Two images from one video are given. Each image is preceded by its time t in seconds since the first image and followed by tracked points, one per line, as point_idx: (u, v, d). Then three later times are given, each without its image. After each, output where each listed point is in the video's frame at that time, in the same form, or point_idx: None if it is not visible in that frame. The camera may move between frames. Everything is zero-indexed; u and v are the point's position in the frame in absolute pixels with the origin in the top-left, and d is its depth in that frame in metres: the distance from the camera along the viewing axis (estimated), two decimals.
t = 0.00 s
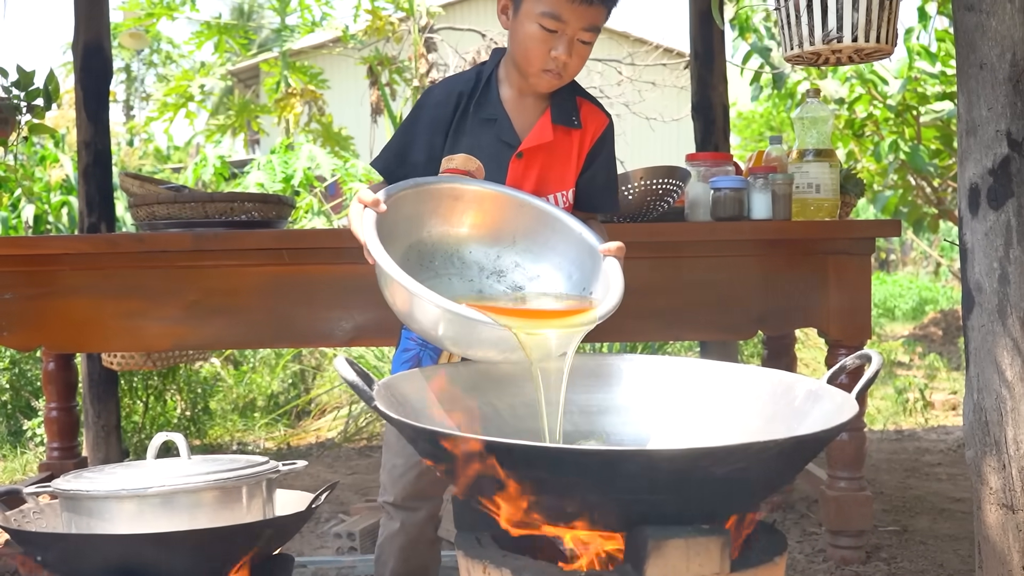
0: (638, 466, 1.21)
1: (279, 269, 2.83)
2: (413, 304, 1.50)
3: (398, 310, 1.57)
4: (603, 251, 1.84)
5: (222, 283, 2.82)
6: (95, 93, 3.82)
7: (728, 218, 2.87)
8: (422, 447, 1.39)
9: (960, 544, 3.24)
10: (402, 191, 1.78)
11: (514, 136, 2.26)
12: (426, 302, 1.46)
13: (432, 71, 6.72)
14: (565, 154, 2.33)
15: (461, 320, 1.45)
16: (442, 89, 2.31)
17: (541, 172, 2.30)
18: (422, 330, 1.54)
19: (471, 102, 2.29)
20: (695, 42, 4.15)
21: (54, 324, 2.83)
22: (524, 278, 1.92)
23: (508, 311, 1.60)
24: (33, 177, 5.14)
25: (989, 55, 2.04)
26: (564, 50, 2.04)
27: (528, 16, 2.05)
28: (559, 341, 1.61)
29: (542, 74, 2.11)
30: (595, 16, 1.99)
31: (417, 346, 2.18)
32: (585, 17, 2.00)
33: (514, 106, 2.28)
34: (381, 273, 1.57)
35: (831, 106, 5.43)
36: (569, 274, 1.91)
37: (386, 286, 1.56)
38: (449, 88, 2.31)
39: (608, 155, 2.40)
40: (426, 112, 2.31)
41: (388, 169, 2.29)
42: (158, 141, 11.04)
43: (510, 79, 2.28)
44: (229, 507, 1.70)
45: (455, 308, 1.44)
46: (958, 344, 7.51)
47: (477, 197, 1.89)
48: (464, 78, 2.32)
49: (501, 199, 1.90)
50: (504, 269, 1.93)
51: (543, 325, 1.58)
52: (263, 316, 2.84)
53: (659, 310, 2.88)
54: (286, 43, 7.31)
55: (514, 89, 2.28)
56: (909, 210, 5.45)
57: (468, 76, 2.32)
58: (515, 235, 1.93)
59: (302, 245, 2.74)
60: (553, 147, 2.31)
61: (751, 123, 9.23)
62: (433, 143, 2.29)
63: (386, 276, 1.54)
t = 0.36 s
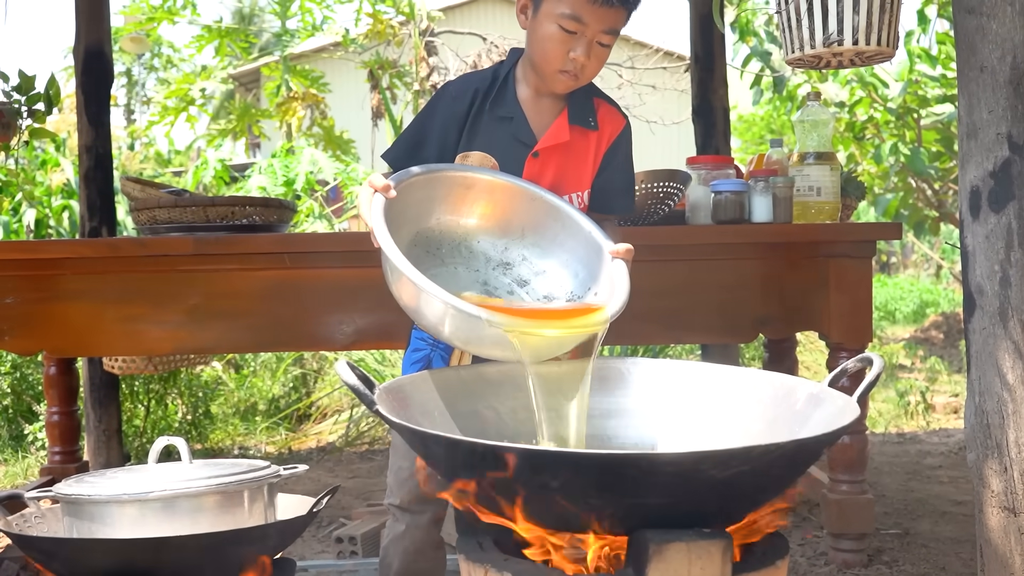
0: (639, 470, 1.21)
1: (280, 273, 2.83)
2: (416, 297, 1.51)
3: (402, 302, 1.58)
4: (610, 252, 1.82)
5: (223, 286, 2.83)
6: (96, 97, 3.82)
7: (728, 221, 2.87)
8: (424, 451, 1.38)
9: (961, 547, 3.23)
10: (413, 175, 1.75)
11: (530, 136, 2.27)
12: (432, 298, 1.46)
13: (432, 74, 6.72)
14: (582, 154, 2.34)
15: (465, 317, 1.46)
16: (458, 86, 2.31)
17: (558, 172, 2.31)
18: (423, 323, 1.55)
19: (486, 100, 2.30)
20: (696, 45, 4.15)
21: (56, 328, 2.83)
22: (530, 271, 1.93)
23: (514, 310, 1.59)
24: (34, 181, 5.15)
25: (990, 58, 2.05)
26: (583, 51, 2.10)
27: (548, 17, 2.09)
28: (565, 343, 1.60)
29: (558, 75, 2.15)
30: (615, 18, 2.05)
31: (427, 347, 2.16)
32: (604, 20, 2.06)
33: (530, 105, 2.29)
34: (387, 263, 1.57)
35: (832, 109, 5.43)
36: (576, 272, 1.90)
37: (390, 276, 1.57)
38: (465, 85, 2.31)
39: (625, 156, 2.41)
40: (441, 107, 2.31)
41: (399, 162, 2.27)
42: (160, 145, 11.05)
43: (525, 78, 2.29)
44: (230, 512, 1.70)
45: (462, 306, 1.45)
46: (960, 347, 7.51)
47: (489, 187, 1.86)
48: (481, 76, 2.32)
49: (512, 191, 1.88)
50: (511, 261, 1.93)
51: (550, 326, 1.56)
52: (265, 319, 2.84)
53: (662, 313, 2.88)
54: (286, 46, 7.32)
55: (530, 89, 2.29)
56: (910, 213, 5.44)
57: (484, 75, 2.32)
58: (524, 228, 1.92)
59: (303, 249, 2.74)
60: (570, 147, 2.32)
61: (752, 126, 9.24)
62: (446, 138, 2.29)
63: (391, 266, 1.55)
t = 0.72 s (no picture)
0: (639, 473, 1.21)
1: (281, 277, 2.83)
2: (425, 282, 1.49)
3: (411, 292, 1.56)
4: (622, 255, 1.81)
5: (224, 290, 2.83)
6: (96, 102, 3.82)
7: (728, 224, 2.87)
8: (424, 454, 1.38)
9: (962, 550, 3.23)
10: (431, 158, 1.75)
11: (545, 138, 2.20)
12: (443, 286, 1.44)
13: (432, 78, 6.73)
14: (596, 157, 2.26)
15: (473, 308, 1.43)
16: (472, 85, 2.23)
17: (571, 174, 2.24)
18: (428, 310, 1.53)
19: (501, 99, 2.22)
20: (695, 48, 4.16)
21: (56, 332, 2.84)
22: (537, 266, 1.92)
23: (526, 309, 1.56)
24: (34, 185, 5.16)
25: (989, 60, 2.05)
26: (599, 55, 1.99)
27: (565, 19, 1.98)
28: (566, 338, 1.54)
29: (574, 78, 2.04)
30: (633, 22, 1.94)
31: (438, 348, 2.07)
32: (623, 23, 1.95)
33: (544, 107, 2.22)
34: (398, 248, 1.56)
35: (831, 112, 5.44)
36: (583, 271, 1.89)
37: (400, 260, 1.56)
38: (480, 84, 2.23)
39: (640, 158, 2.34)
40: (453, 105, 2.22)
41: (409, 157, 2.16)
42: (160, 149, 11.06)
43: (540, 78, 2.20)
44: (231, 516, 1.70)
45: (472, 296, 1.42)
46: (960, 350, 7.51)
47: (503, 177, 1.86)
48: (496, 75, 2.24)
49: (525, 183, 1.88)
50: (518, 253, 1.92)
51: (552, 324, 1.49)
52: (265, 323, 2.84)
53: (661, 317, 2.89)
54: (287, 51, 7.34)
55: (545, 90, 2.21)
56: (910, 215, 5.45)
57: (498, 74, 2.24)
58: (533, 222, 1.92)
59: (303, 253, 2.74)
60: (584, 149, 2.24)
61: (752, 129, 9.26)
62: (458, 137, 2.21)
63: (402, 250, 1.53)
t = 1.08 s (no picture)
0: (638, 475, 1.21)
1: (280, 279, 2.83)
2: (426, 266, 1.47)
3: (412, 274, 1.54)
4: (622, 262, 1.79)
5: (223, 292, 2.83)
6: (95, 105, 3.82)
7: (728, 226, 2.87)
8: (424, 457, 1.38)
9: (962, 552, 3.23)
10: (451, 134, 1.71)
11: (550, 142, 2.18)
12: (449, 274, 1.42)
13: (432, 80, 6.73)
14: (603, 160, 2.25)
15: (475, 300, 1.42)
16: (481, 82, 2.20)
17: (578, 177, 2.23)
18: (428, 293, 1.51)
19: (510, 100, 2.20)
20: (694, 50, 4.16)
21: (56, 334, 2.83)
22: (532, 256, 1.90)
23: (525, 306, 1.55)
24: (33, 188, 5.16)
25: (988, 63, 2.05)
26: (608, 58, 1.94)
27: (574, 22, 1.93)
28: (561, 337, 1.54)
29: (582, 81, 2.00)
30: (644, 27, 1.89)
31: (441, 349, 2.06)
32: (633, 28, 1.90)
33: (554, 110, 2.20)
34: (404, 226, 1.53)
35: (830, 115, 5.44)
36: (578, 269, 1.88)
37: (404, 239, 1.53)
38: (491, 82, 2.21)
39: (648, 162, 2.32)
40: (461, 101, 2.18)
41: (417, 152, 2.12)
42: (160, 151, 11.06)
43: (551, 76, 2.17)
44: (230, 518, 1.70)
45: (477, 289, 1.41)
46: (959, 351, 7.51)
47: (512, 162, 1.82)
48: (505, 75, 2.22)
49: (535, 173, 1.85)
50: (515, 240, 1.90)
51: (551, 328, 1.50)
52: (264, 325, 2.84)
53: (658, 320, 2.88)
54: (286, 53, 7.35)
55: (554, 93, 2.19)
56: (909, 218, 5.45)
57: (508, 74, 2.22)
58: (535, 212, 1.90)
59: (302, 256, 2.74)
60: (591, 152, 2.23)
61: (751, 132, 9.27)
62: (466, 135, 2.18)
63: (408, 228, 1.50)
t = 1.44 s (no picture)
0: (636, 477, 1.21)
1: (279, 280, 2.83)
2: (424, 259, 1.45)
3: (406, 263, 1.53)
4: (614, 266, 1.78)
5: (222, 293, 2.83)
6: (93, 106, 3.82)
7: (727, 227, 2.88)
8: (422, 458, 1.38)
9: (960, 552, 3.24)
10: (470, 114, 1.65)
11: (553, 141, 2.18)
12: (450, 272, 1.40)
13: (431, 81, 6.73)
14: (604, 162, 2.25)
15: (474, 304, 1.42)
16: (482, 79, 2.20)
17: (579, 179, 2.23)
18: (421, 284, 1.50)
19: (512, 101, 2.19)
20: (693, 51, 4.16)
21: (54, 336, 2.83)
22: (525, 244, 1.87)
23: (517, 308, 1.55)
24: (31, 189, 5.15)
25: (987, 64, 2.05)
26: (610, 61, 1.94)
27: (577, 25, 1.93)
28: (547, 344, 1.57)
29: (585, 84, 2.00)
30: (646, 30, 1.89)
31: (441, 350, 2.06)
32: (635, 31, 1.89)
33: (555, 111, 2.19)
34: (408, 213, 1.49)
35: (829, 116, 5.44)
36: (572, 264, 1.86)
37: (406, 225, 1.50)
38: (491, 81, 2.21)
39: (648, 164, 2.33)
40: (463, 100, 2.17)
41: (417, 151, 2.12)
42: (158, 151, 11.04)
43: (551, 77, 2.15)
44: (229, 520, 1.70)
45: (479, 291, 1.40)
46: (958, 352, 7.52)
47: (523, 149, 1.77)
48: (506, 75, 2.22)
49: (542, 164, 1.81)
50: (511, 226, 1.86)
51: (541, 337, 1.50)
52: (263, 326, 2.84)
53: (657, 321, 2.89)
54: (285, 54, 7.34)
55: (557, 96, 2.18)
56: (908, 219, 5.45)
57: (510, 75, 2.21)
58: (534, 202, 1.86)
59: (300, 256, 2.74)
60: (592, 154, 2.23)
61: (750, 133, 9.27)
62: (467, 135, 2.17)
63: (415, 218, 1.46)
